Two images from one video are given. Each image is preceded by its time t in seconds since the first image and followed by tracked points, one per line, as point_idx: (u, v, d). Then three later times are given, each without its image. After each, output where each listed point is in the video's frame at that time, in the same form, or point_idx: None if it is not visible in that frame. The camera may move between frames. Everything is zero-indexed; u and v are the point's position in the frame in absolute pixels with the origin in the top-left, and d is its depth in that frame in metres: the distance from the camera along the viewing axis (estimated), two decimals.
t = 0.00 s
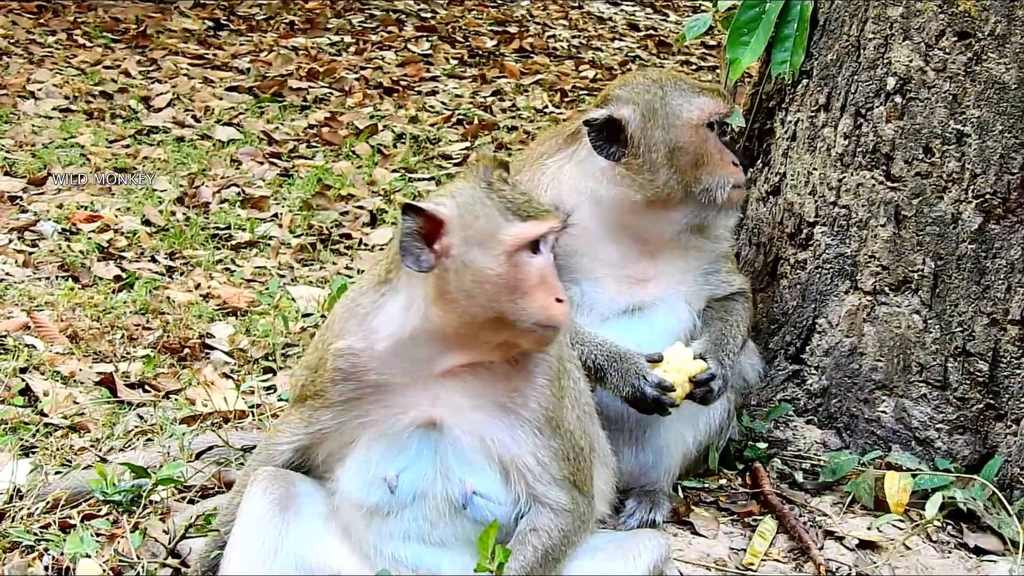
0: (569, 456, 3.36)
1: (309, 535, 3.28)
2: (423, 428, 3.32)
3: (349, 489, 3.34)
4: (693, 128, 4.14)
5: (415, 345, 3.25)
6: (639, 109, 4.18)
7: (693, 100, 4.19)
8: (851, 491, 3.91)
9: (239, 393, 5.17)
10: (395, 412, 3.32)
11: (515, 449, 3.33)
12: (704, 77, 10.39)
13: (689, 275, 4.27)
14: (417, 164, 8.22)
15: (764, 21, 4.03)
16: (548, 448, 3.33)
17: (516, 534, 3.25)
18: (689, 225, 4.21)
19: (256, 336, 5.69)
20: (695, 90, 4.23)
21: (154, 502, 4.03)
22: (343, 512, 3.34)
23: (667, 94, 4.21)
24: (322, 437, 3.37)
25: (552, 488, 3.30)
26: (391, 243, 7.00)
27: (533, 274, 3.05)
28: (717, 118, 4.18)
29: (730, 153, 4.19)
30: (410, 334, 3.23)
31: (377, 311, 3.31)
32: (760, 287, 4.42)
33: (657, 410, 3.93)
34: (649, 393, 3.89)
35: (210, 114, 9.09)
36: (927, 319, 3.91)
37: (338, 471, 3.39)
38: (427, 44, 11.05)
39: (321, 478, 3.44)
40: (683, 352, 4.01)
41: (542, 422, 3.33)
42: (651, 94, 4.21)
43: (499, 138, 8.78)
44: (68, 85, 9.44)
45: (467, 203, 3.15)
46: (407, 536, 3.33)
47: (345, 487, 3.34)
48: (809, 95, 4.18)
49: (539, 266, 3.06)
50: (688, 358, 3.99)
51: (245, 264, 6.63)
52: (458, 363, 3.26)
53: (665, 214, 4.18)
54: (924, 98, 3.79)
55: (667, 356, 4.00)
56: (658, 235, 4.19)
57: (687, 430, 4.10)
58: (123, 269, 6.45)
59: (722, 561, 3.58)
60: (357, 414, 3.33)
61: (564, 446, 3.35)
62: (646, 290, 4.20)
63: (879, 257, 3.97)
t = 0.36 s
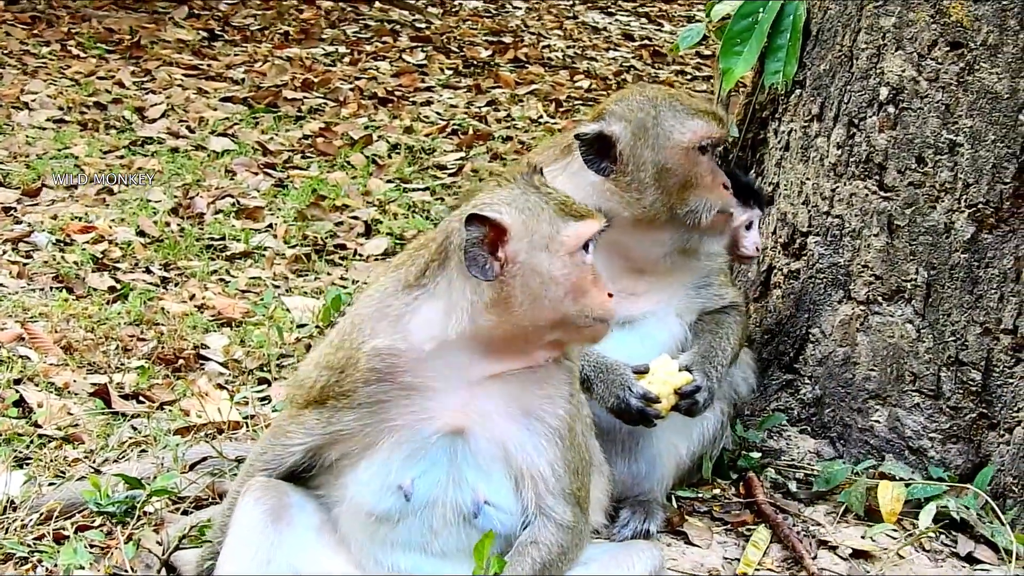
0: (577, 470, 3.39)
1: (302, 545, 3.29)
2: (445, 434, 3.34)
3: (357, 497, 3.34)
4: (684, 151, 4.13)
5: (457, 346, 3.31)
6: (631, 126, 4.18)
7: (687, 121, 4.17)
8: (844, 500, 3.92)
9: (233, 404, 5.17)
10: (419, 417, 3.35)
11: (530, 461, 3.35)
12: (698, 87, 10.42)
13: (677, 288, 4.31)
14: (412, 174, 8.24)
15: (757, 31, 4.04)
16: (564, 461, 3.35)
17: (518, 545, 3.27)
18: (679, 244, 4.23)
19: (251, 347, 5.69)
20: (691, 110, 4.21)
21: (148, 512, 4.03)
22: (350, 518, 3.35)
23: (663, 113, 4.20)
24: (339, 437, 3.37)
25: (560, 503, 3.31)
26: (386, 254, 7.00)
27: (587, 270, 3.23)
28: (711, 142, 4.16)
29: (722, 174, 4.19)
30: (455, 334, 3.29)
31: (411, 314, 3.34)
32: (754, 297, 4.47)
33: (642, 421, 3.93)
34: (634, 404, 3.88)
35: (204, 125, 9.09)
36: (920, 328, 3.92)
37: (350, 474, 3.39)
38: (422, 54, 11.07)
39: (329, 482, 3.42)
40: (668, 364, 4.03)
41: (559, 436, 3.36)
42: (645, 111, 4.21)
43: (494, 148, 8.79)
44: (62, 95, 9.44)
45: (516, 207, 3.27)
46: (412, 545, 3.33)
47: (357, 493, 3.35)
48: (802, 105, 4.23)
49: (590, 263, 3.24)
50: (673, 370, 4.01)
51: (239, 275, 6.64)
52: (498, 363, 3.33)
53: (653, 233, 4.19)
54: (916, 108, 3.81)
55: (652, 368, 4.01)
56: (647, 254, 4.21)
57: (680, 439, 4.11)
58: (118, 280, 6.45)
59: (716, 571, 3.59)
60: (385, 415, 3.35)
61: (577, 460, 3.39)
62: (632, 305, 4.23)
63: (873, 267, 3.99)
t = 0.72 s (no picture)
0: (553, 485, 3.37)
1: (278, 554, 3.27)
2: (415, 449, 3.33)
3: (329, 509, 3.33)
4: (613, 197, 3.98)
5: (409, 358, 3.27)
6: (582, 154, 4.11)
7: (631, 168, 3.97)
8: (819, 505, 3.93)
9: (210, 415, 5.13)
10: (390, 430, 3.34)
11: (504, 475, 3.36)
12: (677, 96, 10.45)
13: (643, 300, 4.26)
14: (390, 184, 8.22)
15: (731, 38, 4.17)
16: (539, 476, 3.35)
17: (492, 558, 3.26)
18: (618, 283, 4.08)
19: (229, 358, 5.65)
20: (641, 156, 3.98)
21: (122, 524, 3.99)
22: (324, 530, 3.35)
23: (619, 147, 4.04)
24: (311, 450, 3.37)
25: (534, 516, 3.34)
26: (364, 263, 6.96)
27: (492, 272, 3.05)
28: (645, 194, 3.92)
29: (664, 225, 3.97)
30: (406, 349, 3.26)
31: (371, 327, 3.32)
32: (728, 303, 4.48)
33: (615, 407, 3.95)
34: (607, 391, 3.91)
35: (182, 136, 9.05)
36: (893, 334, 3.93)
37: (322, 487, 3.37)
38: (400, 64, 11.07)
39: (301, 495, 3.41)
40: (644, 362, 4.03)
41: (533, 450, 3.36)
42: (599, 144, 4.08)
43: (473, 157, 8.78)
44: (39, 107, 9.39)
45: (443, 214, 3.23)
46: (386, 558, 3.30)
47: (331, 506, 3.33)
48: (775, 112, 4.27)
49: (498, 265, 3.05)
50: (654, 364, 4.03)
51: (217, 286, 6.60)
52: (452, 372, 3.28)
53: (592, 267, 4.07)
54: (889, 114, 3.84)
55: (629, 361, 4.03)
56: (584, 284, 4.09)
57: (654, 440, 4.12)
58: (95, 291, 6.41)
59: None
60: (353, 429, 3.35)
61: (553, 474, 3.37)
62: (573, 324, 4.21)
63: (847, 273, 4.01)
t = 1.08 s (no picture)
0: (508, 492, 3.39)
1: (236, 563, 3.21)
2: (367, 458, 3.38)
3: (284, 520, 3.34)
4: (535, 221, 4.11)
5: (356, 369, 3.35)
6: (515, 170, 4.23)
7: (554, 194, 4.09)
8: (782, 510, 3.96)
9: (173, 424, 5.07)
10: (341, 440, 3.39)
11: (458, 483, 3.39)
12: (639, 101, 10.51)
13: (597, 305, 4.37)
14: (354, 191, 8.20)
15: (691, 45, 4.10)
16: (492, 484, 3.37)
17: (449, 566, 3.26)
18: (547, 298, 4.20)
19: (192, 366, 5.61)
20: (564, 182, 4.10)
21: (83, 534, 3.95)
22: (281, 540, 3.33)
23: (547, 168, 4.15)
24: (263, 461, 3.38)
25: (490, 523, 3.34)
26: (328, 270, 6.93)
27: (439, 287, 3.17)
28: (564, 222, 4.07)
29: (586, 250, 4.11)
30: (354, 359, 3.35)
31: (321, 339, 3.40)
32: (690, 309, 4.56)
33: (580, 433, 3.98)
34: (569, 418, 3.94)
35: (145, 143, 9.00)
36: (854, 339, 3.97)
37: (276, 498, 3.38)
38: (364, 71, 11.05)
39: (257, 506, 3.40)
40: (620, 376, 3.94)
41: (486, 458, 3.39)
42: (531, 162, 4.20)
43: (436, 163, 8.78)
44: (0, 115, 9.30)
45: (392, 222, 3.32)
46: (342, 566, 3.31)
47: (286, 516, 3.34)
48: (735, 117, 4.35)
49: (444, 280, 3.17)
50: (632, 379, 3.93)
51: (181, 294, 6.56)
52: (398, 382, 3.38)
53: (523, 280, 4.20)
54: (849, 119, 3.89)
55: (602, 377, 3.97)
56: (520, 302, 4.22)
57: (612, 448, 4.23)
58: (58, 300, 6.36)
59: None
60: (304, 440, 3.38)
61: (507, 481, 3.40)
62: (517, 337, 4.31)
63: (808, 278, 4.05)
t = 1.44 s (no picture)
0: (493, 502, 3.41)
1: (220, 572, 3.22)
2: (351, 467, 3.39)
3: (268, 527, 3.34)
4: (516, 236, 4.15)
5: (338, 380, 3.36)
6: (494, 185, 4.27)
7: (534, 207, 4.13)
8: (765, 519, 4.00)
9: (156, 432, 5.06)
10: (324, 449, 3.40)
11: (442, 492, 3.40)
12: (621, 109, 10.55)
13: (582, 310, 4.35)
14: (337, 200, 8.20)
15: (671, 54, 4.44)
16: (477, 493, 3.39)
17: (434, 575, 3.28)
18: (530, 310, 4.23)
19: (175, 375, 5.60)
20: (543, 196, 4.14)
21: (65, 543, 3.95)
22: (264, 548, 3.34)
23: (523, 182, 4.20)
24: (246, 470, 3.38)
25: (474, 533, 3.34)
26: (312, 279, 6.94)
27: (415, 304, 3.23)
28: (545, 235, 4.11)
29: (569, 262, 4.13)
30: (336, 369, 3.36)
31: (304, 349, 3.41)
32: (671, 318, 4.61)
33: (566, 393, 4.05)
34: (554, 376, 4.02)
35: (129, 152, 8.98)
36: (837, 347, 3.99)
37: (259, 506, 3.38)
38: (347, 79, 11.06)
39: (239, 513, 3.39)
40: (592, 339, 4.11)
41: (470, 467, 3.40)
42: (507, 176, 4.24)
43: (419, 171, 8.80)
44: None
45: (367, 237, 3.36)
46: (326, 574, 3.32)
47: (270, 524, 3.34)
48: (716, 126, 4.42)
49: (421, 298, 3.23)
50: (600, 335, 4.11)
51: (164, 302, 6.55)
52: (381, 391, 3.40)
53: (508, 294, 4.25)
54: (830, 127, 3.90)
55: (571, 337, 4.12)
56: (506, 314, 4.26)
57: (595, 457, 4.24)
58: (41, 309, 6.34)
59: None
60: (286, 449, 3.39)
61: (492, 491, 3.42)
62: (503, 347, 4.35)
63: (790, 286, 4.08)
